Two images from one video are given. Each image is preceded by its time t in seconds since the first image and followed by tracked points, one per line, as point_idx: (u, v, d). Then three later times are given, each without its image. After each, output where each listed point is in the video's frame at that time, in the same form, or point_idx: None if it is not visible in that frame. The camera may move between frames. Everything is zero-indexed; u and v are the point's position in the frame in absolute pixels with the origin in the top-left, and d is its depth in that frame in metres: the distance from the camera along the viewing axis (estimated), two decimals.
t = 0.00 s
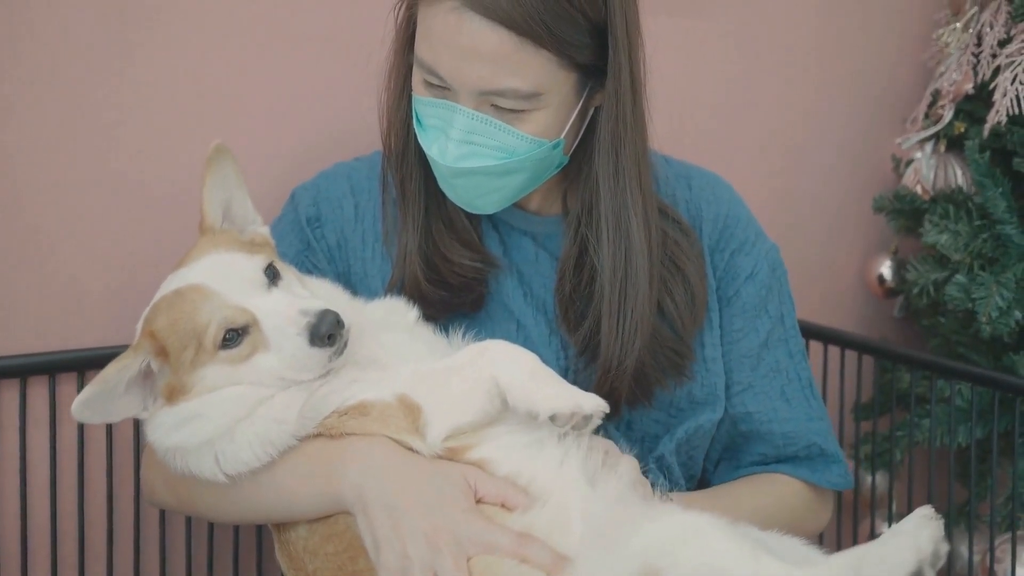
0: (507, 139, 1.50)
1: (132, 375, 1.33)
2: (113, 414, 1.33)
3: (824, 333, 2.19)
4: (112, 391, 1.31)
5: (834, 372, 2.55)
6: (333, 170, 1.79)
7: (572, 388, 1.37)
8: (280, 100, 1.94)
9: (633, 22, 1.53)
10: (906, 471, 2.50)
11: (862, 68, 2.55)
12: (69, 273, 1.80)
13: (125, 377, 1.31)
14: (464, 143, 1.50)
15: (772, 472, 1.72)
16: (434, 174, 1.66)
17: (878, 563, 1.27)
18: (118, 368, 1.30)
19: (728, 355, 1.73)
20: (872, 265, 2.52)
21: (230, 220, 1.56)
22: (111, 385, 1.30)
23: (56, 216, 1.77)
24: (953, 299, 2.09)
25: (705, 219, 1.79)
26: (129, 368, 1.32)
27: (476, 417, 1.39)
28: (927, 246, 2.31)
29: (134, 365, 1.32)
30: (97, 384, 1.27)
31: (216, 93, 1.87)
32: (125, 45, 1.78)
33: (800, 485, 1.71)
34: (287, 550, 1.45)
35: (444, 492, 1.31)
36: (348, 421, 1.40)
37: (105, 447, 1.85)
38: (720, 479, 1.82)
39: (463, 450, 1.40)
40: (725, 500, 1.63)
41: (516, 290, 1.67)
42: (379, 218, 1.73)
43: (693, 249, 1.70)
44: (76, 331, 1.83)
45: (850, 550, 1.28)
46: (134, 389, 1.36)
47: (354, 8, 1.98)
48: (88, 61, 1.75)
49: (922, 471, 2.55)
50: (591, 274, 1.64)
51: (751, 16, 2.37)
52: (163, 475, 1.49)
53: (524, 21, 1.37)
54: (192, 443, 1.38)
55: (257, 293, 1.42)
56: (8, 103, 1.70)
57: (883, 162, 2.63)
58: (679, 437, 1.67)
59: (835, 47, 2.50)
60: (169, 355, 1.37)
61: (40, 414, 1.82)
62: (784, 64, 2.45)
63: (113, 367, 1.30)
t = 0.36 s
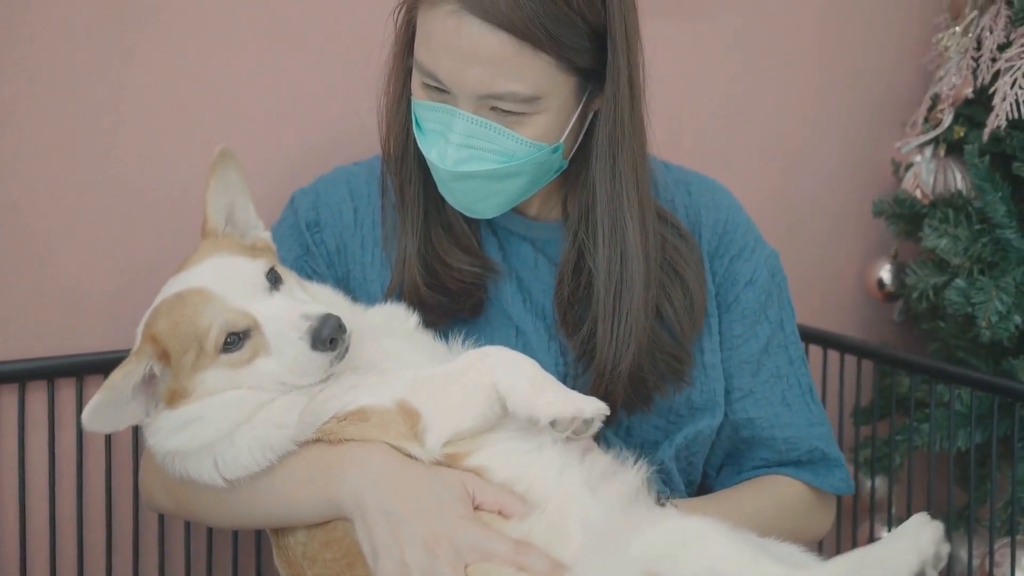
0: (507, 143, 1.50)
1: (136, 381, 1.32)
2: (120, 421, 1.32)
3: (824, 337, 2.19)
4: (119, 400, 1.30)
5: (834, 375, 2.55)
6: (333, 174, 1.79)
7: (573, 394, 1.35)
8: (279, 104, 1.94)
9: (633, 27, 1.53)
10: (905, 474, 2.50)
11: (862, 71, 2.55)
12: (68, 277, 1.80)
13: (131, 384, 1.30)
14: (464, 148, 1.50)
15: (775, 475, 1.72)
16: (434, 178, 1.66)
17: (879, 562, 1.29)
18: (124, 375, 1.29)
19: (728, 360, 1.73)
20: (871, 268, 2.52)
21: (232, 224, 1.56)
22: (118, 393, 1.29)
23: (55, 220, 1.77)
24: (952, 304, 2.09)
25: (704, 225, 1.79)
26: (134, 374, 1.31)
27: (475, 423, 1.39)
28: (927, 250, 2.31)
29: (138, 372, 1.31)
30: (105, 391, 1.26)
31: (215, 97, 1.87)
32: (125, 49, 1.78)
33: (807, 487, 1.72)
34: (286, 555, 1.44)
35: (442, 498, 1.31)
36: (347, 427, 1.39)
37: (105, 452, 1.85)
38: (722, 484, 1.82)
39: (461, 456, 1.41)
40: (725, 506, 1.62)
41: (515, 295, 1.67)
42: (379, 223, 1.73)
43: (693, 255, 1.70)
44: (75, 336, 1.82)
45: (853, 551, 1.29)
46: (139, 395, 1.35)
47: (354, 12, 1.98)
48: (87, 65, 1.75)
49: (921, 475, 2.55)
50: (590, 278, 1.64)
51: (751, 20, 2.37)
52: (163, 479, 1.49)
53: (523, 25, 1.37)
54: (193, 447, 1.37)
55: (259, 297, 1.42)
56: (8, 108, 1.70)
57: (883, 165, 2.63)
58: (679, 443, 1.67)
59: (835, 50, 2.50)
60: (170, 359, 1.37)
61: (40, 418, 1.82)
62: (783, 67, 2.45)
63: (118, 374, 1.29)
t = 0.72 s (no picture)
0: (520, 145, 1.50)
1: (134, 388, 1.33)
2: (118, 430, 1.33)
3: (826, 340, 2.19)
4: (118, 406, 1.31)
5: (835, 379, 2.55)
6: (334, 179, 1.79)
7: (569, 403, 1.37)
8: (280, 108, 1.94)
9: (642, 27, 1.54)
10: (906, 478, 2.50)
11: (863, 74, 2.55)
12: (69, 282, 1.80)
13: (129, 391, 1.32)
14: (476, 151, 1.50)
15: (777, 475, 1.73)
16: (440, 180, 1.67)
17: None
18: (121, 383, 1.30)
19: (730, 363, 1.73)
20: (872, 272, 2.52)
21: (229, 230, 1.56)
22: (116, 400, 1.30)
23: (56, 225, 1.77)
24: (953, 307, 2.08)
25: (707, 225, 1.78)
26: (133, 381, 1.33)
27: (474, 429, 1.39)
28: (927, 254, 2.30)
29: (136, 380, 1.33)
30: (103, 400, 1.27)
31: (216, 101, 1.87)
32: (126, 53, 1.78)
33: (810, 489, 1.73)
34: (287, 560, 1.45)
35: (443, 503, 1.31)
36: (346, 434, 1.40)
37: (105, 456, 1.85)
38: (723, 485, 1.82)
39: (461, 463, 1.41)
40: (726, 510, 1.62)
41: (517, 299, 1.67)
42: (379, 227, 1.73)
43: (695, 256, 1.70)
44: (76, 340, 1.82)
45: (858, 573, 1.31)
46: (137, 403, 1.36)
47: (355, 17, 1.98)
48: (88, 70, 1.75)
49: (922, 479, 2.55)
50: (596, 277, 1.65)
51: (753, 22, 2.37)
52: (164, 483, 1.49)
53: (540, 25, 1.38)
54: (192, 453, 1.38)
55: (257, 304, 1.42)
56: (9, 112, 1.70)
57: (884, 169, 2.62)
58: (682, 446, 1.67)
59: (836, 52, 2.50)
60: (169, 367, 1.38)
61: (41, 422, 1.82)
62: (785, 69, 2.45)
63: (116, 382, 1.30)
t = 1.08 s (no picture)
0: (541, 143, 1.52)
1: (133, 393, 1.33)
2: (114, 433, 1.33)
3: (824, 346, 2.20)
4: (115, 409, 1.31)
5: (834, 384, 2.56)
6: (334, 184, 1.79)
7: (571, 407, 1.36)
8: (281, 115, 1.94)
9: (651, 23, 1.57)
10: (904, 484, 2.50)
11: (863, 79, 2.55)
12: (68, 288, 1.80)
13: (127, 395, 1.31)
14: (499, 151, 1.50)
15: (771, 485, 1.73)
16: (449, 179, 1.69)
17: None
18: (119, 387, 1.29)
19: (727, 368, 1.73)
20: (871, 277, 2.53)
21: (230, 235, 1.56)
22: (113, 404, 1.29)
23: (56, 231, 1.77)
24: (952, 314, 2.10)
25: (705, 231, 1.79)
26: (130, 386, 1.32)
27: (473, 434, 1.39)
28: (927, 259, 2.31)
29: (134, 384, 1.32)
30: (99, 403, 1.26)
31: (216, 107, 1.87)
32: (127, 60, 1.78)
33: (804, 498, 1.72)
34: (285, 566, 1.45)
35: (442, 508, 1.31)
36: (346, 439, 1.39)
37: (105, 461, 1.85)
38: (720, 492, 1.82)
39: (462, 468, 1.40)
40: (722, 518, 1.62)
41: (516, 305, 1.67)
42: (379, 233, 1.73)
43: (693, 261, 1.70)
44: (75, 346, 1.82)
45: None
46: (135, 407, 1.36)
47: (355, 23, 1.98)
48: (88, 77, 1.75)
49: (921, 484, 2.56)
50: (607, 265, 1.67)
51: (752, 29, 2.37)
52: (161, 487, 1.50)
53: (563, 20, 1.40)
54: (192, 458, 1.38)
55: (258, 310, 1.42)
56: (9, 119, 1.70)
57: (884, 175, 2.63)
58: (681, 452, 1.66)
59: (836, 58, 2.50)
60: (169, 372, 1.37)
61: (41, 428, 1.82)
62: (784, 76, 2.45)
63: (114, 386, 1.29)
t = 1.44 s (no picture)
0: (559, 145, 1.54)
1: (129, 400, 1.33)
2: (110, 440, 1.33)
3: (823, 353, 2.19)
4: (111, 416, 1.31)
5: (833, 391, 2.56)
6: (331, 191, 1.79)
7: (568, 418, 1.36)
8: (280, 123, 1.94)
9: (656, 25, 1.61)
10: (903, 491, 2.50)
11: (862, 86, 2.55)
12: (67, 296, 1.80)
13: (123, 402, 1.31)
14: (519, 154, 1.51)
15: (775, 490, 1.73)
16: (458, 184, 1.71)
17: None
18: (116, 394, 1.29)
19: (727, 375, 1.73)
20: (871, 284, 2.53)
21: (229, 244, 1.56)
22: (109, 410, 1.29)
23: (54, 239, 1.77)
24: (950, 321, 2.09)
25: (703, 238, 1.79)
26: (126, 393, 1.32)
27: (471, 443, 1.39)
28: (926, 266, 2.31)
29: (130, 391, 1.32)
30: (94, 409, 1.26)
31: (215, 115, 1.87)
32: (126, 68, 1.78)
33: (808, 501, 1.72)
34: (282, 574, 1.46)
35: (438, 520, 1.30)
36: (343, 448, 1.39)
37: (103, 469, 1.85)
38: (723, 499, 1.82)
39: (459, 477, 1.40)
40: (722, 528, 1.62)
41: (513, 313, 1.67)
42: (377, 240, 1.73)
43: (691, 268, 1.71)
44: (74, 354, 1.82)
45: None
46: (131, 413, 1.35)
47: (355, 31, 1.98)
48: (87, 85, 1.75)
49: (920, 491, 2.56)
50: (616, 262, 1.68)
51: (752, 36, 2.37)
52: (157, 494, 1.50)
53: (585, 20, 1.43)
54: (190, 467, 1.38)
55: (255, 319, 1.42)
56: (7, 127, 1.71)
57: (883, 182, 2.63)
58: (680, 460, 1.66)
59: (835, 65, 2.51)
60: (166, 380, 1.37)
61: (40, 435, 1.82)
62: (784, 83, 2.45)
63: (110, 392, 1.29)
